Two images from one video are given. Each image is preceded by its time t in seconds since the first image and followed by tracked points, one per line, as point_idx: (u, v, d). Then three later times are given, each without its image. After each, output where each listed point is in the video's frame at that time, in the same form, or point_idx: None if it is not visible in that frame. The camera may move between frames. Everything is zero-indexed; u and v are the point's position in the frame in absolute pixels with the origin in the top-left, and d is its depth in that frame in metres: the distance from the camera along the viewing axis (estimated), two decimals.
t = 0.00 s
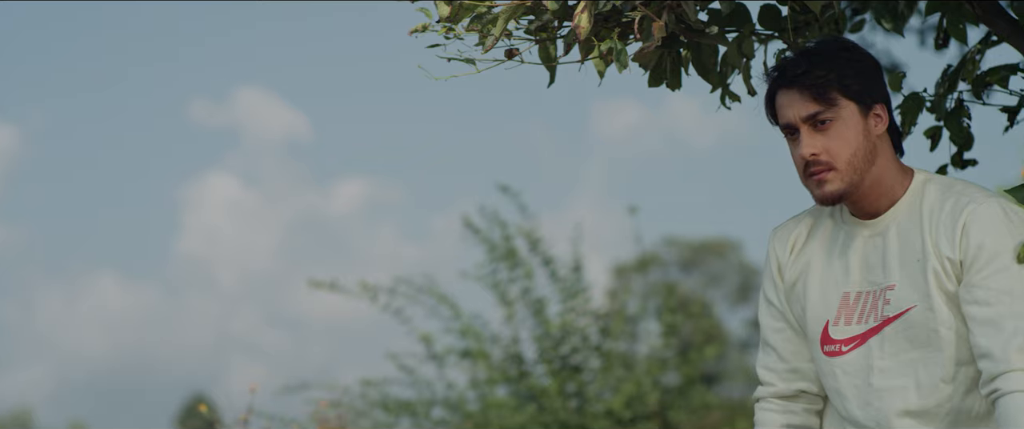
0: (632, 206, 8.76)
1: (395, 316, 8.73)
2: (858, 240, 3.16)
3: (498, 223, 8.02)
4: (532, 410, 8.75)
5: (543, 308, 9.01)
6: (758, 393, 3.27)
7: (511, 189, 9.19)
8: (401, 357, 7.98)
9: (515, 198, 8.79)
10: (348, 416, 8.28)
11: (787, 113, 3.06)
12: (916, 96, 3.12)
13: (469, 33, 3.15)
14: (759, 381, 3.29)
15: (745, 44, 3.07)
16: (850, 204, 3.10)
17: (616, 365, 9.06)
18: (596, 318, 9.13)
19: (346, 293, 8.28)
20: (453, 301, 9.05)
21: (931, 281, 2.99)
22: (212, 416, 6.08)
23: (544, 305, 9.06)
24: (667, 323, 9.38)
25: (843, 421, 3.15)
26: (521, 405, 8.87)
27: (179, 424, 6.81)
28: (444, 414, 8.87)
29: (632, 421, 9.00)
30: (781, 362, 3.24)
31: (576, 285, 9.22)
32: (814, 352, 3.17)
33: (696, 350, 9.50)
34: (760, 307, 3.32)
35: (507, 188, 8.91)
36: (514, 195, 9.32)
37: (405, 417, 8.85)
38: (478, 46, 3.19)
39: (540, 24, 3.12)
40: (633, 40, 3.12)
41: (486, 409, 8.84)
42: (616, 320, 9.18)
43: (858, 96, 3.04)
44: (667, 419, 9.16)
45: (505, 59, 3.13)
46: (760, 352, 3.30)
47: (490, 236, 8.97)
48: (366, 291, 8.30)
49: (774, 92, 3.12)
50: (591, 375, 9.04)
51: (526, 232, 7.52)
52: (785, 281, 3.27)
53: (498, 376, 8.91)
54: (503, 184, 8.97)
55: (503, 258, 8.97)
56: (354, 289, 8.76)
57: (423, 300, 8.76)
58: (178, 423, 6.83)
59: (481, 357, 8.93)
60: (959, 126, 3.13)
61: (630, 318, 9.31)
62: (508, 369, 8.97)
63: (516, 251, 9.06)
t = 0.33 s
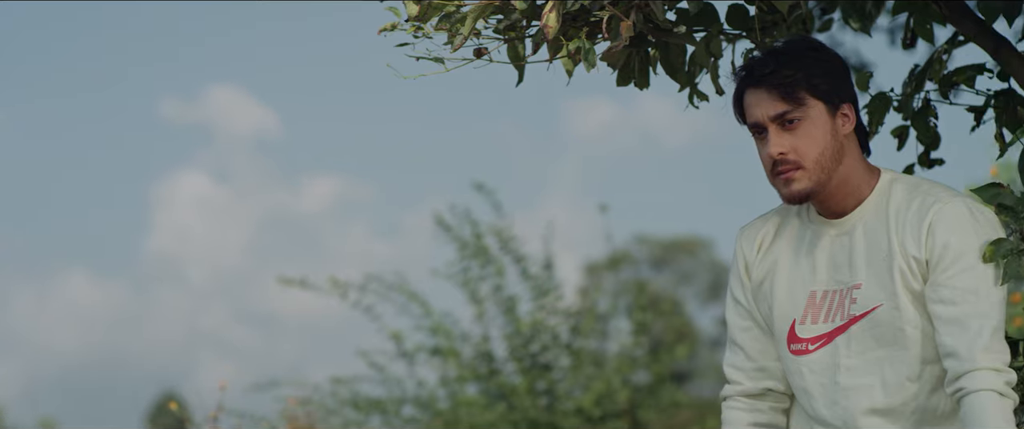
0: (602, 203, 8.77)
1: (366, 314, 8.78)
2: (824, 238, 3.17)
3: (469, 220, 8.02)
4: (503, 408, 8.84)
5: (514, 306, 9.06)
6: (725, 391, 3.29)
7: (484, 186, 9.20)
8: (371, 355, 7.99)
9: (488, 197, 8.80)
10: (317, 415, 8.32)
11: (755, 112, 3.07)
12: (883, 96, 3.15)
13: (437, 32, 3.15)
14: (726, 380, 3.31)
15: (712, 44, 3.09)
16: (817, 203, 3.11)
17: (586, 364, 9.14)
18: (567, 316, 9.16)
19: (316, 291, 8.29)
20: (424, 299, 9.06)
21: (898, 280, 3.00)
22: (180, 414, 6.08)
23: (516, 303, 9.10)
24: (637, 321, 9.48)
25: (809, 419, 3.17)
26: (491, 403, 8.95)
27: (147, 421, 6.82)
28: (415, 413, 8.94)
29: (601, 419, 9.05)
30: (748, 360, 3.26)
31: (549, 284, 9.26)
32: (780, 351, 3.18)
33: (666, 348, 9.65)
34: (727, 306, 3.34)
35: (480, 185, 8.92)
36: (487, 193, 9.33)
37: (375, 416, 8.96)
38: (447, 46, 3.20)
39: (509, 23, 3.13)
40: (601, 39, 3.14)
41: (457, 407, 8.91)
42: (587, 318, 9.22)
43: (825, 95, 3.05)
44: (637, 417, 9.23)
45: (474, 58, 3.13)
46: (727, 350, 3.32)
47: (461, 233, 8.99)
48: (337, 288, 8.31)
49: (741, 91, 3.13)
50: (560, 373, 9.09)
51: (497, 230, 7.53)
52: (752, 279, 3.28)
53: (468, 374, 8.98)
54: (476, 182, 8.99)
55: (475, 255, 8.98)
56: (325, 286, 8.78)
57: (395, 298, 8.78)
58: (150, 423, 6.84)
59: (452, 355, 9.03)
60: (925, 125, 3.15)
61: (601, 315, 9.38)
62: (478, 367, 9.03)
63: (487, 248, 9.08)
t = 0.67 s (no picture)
0: (573, 200, 8.80)
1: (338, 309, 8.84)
2: (792, 236, 3.18)
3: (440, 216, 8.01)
4: (473, 405, 8.98)
5: (484, 302, 9.14)
6: (693, 387, 3.30)
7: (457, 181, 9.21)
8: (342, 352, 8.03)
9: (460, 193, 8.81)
10: (288, 410, 8.39)
11: (724, 111, 3.08)
12: (851, 93, 3.16)
13: (407, 29, 3.15)
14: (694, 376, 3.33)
15: (681, 41, 3.11)
16: (785, 200, 3.13)
17: (557, 360, 9.18)
18: (537, 312, 9.24)
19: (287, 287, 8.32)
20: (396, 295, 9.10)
21: (865, 277, 3.01)
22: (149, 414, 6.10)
23: (486, 300, 9.18)
24: (608, 318, 9.49)
25: (775, 415, 3.19)
26: (462, 398, 9.10)
27: (116, 419, 6.84)
28: (386, 408, 9.10)
29: (572, 415, 9.14)
30: (716, 357, 3.28)
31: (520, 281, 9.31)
32: (748, 348, 3.20)
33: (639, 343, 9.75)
34: (695, 302, 3.36)
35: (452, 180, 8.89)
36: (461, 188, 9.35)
37: (346, 411, 9.08)
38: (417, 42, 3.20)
39: (478, 20, 3.12)
40: (570, 36, 3.15)
41: (428, 403, 9.08)
42: (557, 315, 9.30)
43: (794, 94, 3.06)
44: (607, 413, 9.32)
45: (444, 55, 3.13)
46: (694, 347, 3.34)
47: (433, 229, 9.02)
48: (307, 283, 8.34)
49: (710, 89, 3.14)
50: (531, 369, 9.18)
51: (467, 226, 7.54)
52: (720, 276, 3.30)
53: (439, 370, 9.10)
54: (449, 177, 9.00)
55: (446, 251, 9.01)
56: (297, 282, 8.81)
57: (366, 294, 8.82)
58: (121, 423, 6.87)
59: (423, 352, 9.11)
60: (893, 123, 3.16)
61: (573, 312, 9.40)
62: (449, 363, 9.13)
63: (459, 245, 9.10)
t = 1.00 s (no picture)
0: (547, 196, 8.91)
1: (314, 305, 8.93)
2: (764, 232, 3.20)
3: (417, 212, 8.06)
4: (449, 399, 9.07)
5: (459, 298, 9.43)
6: (665, 383, 3.33)
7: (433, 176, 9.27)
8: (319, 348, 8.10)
9: (435, 189, 8.89)
10: (263, 406, 8.49)
11: (698, 107, 3.08)
12: (823, 90, 3.18)
13: (381, 25, 3.14)
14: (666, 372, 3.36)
15: (654, 38, 3.12)
16: (757, 196, 3.13)
17: (532, 355, 9.45)
18: (511, 308, 9.56)
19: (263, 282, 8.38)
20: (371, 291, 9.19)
21: (836, 274, 3.01)
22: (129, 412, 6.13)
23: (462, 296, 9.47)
24: (583, 313, 9.78)
25: (746, 410, 3.22)
26: (438, 393, 9.27)
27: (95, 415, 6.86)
28: (361, 403, 9.33)
29: (547, 409, 9.32)
30: (688, 353, 3.31)
31: (495, 276, 9.69)
32: (720, 344, 3.23)
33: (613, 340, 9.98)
34: (668, 298, 3.38)
35: (428, 176, 8.96)
36: (438, 184, 9.43)
37: (321, 405, 9.33)
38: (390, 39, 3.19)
39: (451, 17, 3.12)
40: (544, 33, 3.16)
41: (404, 398, 9.22)
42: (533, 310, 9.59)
43: (767, 90, 3.07)
44: (582, 408, 9.54)
45: (418, 52, 3.13)
46: (666, 343, 3.37)
47: (408, 225, 9.09)
48: (283, 279, 8.41)
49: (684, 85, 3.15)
50: (506, 364, 9.41)
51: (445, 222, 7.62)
52: (692, 272, 3.33)
53: (415, 365, 9.31)
54: (425, 173, 9.08)
55: (422, 247, 9.10)
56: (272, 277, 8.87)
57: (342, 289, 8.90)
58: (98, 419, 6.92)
59: (399, 347, 9.35)
60: (865, 119, 3.18)
61: (549, 308, 9.72)
62: (424, 358, 9.35)
63: (434, 240, 9.19)
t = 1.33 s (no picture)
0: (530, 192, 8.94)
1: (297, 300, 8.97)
2: (745, 229, 3.22)
3: (400, 206, 8.06)
4: (432, 394, 9.10)
5: (443, 294, 9.45)
6: (647, 378, 3.35)
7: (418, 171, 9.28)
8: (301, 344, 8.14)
9: (419, 185, 8.92)
10: (245, 401, 8.52)
11: (679, 103, 3.09)
12: (803, 86, 3.21)
13: (362, 22, 3.15)
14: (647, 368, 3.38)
15: (635, 35, 3.16)
16: (739, 192, 3.15)
17: (515, 351, 9.52)
18: (496, 303, 9.60)
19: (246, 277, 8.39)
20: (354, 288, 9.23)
21: (816, 270, 3.02)
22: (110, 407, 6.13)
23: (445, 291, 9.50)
24: (566, 309, 9.86)
25: (725, 404, 3.25)
26: (421, 388, 9.30)
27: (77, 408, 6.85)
28: (344, 399, 9.38)
29: (530, 405, 9.39)
30: (669, 349, 3.33)
31: (478, 271, 9.72)
32: (700, 340, 3.26)
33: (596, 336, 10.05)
34: (649, 294, 3.40)
35: (412, 171, 8.98)
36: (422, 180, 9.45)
37: (305, 401, 9.39)
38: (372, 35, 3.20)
39: (433, 13, 3.13)
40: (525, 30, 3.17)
41: (386, 394, 9.24)
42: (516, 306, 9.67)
43: (749, 87, 3.08)
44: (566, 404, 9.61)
45: (399, 49, 3.14)
46: (647, 338, 3.40)
47: (391, 220, 9.12)
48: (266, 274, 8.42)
49: (665, 81, 3.15)
50: (489, 360, 9.45)
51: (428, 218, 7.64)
52: (672, 268, 3.35)
53: (398, 361, 9.35)
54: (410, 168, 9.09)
55: (406, 242, 9.13)
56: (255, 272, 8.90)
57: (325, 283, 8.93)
58: (80, 414, 6.94)
59: (382, 342, 9.38)
60: (846, 116, 3.21)
61: (532, 304, 9.80)
62: (408, 354, 9.39)
63: (418, 236, 9.22)
